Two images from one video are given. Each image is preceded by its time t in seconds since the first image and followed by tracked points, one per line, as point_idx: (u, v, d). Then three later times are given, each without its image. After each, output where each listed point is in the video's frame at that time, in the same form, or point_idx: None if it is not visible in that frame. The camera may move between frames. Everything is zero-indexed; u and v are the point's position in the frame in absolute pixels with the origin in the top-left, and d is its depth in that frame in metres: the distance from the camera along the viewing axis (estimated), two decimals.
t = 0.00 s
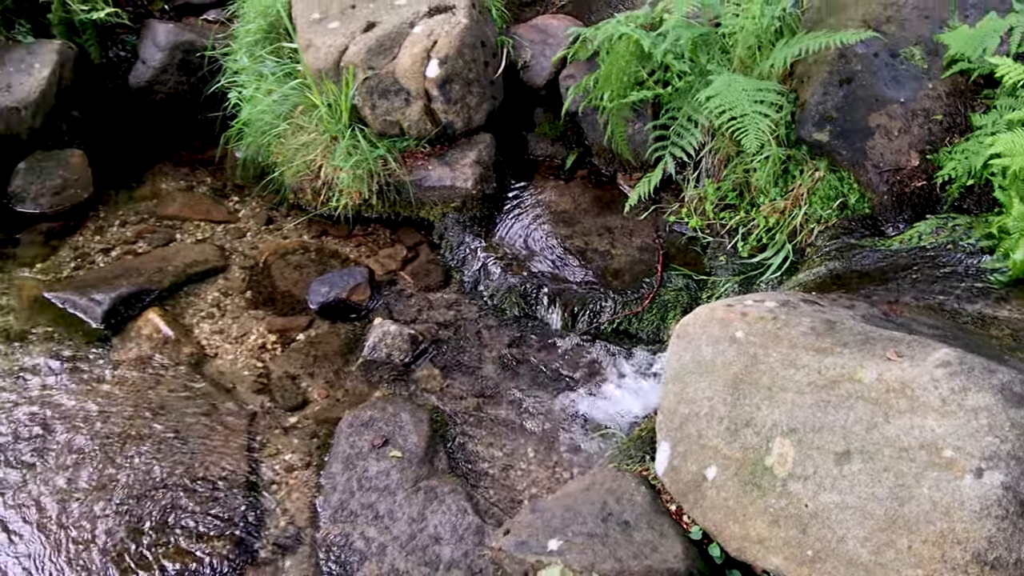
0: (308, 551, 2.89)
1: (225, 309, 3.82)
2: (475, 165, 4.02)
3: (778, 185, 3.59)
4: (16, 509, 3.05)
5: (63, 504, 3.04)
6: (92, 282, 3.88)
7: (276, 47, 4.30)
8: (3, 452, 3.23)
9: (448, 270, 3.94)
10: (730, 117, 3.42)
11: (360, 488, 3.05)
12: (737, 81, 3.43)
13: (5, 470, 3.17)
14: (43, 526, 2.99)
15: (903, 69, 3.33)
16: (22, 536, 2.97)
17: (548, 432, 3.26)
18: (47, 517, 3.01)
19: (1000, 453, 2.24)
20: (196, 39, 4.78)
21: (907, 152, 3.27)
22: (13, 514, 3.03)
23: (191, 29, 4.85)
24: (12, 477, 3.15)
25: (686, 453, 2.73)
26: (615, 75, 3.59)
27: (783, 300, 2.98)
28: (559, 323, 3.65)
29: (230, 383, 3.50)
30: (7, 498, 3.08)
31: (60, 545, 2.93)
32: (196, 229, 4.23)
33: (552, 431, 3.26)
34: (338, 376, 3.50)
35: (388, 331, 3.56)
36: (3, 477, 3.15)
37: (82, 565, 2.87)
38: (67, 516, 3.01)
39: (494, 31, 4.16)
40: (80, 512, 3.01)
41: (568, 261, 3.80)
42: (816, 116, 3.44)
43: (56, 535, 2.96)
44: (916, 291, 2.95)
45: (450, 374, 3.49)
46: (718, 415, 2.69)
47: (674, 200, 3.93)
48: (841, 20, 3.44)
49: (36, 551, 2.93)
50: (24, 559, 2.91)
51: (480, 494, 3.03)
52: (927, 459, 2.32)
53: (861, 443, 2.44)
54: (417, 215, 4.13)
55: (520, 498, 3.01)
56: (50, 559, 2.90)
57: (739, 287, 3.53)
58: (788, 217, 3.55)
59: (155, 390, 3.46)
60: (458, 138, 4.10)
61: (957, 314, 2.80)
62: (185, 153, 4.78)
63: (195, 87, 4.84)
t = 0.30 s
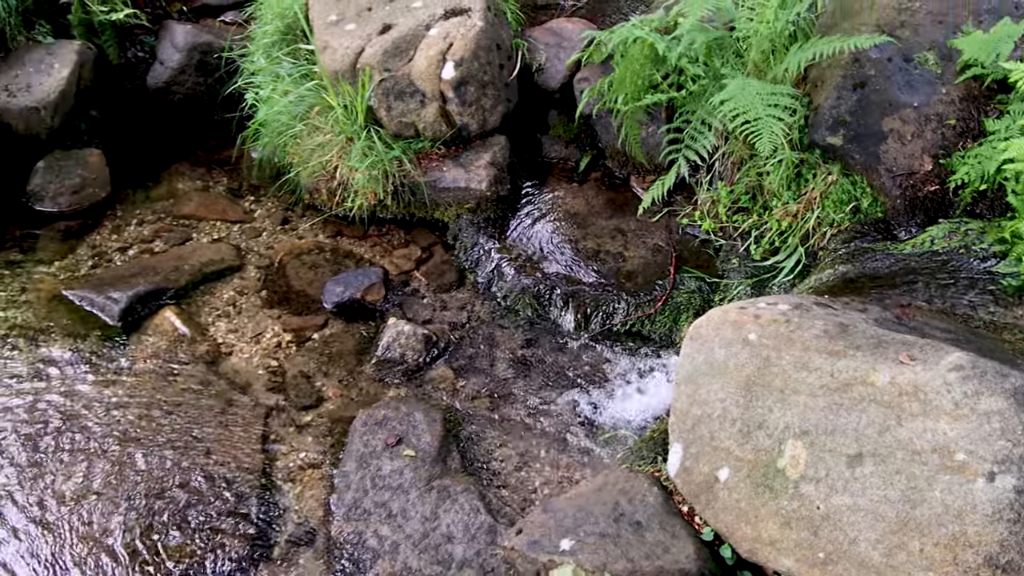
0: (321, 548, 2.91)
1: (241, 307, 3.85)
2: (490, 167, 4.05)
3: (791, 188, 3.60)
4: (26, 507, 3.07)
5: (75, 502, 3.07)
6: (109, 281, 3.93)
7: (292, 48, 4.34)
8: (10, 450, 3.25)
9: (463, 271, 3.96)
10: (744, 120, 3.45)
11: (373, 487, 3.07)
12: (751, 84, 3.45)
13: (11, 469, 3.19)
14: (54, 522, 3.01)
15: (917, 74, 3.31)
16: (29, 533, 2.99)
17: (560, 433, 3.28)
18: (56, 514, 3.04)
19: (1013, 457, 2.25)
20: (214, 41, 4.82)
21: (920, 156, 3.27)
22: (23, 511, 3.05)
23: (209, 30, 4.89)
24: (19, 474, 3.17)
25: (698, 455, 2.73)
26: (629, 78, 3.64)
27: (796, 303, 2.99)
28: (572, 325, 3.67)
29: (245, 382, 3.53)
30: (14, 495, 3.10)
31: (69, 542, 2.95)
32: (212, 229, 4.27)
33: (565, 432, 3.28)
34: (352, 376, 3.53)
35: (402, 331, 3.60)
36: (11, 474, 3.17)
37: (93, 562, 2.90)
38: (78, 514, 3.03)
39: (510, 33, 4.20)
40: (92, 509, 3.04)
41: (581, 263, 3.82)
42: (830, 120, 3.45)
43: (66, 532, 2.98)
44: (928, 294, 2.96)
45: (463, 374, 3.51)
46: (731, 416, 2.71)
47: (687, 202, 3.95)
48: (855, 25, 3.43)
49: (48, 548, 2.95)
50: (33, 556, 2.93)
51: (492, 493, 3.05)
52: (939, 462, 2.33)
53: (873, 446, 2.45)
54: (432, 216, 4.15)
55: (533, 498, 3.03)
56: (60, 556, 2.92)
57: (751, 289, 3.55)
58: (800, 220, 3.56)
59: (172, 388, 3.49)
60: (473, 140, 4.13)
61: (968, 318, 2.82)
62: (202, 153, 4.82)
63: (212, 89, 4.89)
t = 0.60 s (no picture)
0: (334, 546, 2.93)
1: (255, 305, 3.88)
2: (503, 168, 4.06)
3: (804, 191, 3.61)
4: (26, 504, 3.10)
5: (79, 498, 3.11)
6: (125, 278, 3.96)
7: (308, 49, 4.36)
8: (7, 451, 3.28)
9: (475, 271, 3.98)
10: (757, 123, 3.46)
11: (385, 485, 3.09)
12: (765, 87, 3.46)
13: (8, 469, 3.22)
14: (63, 518, 3.05)
15: (930, 77, 3.32)
16: (30, 531, 3.02)
17: (572, 432, 3.29)
18: (57, 511, 3.07)
19: None
20: (230, 41, 4.85)
21: (933, 159, 3.28)
22: (25, 509, 3.09)
23: (225, 30, 4.92)
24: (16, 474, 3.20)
25: (710, 455, 2.76)
26: (643, 80, 3.67)
27: (808, 305, 3.01)
28: (584, 325, 3.68)
29: (258, 379, 3.55)
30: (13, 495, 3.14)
31: (73, 538, 2.99)
32: (227, 227, 4.30)
33: (577, 431, 3.29)
34: (364, 373, 3.55)
35: (415, 330, 3.61)
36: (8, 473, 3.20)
37: (98, 557, 2.93)
38: (81, 509, 3.07)
39: (524, 35, 4.22)
40: (100, 505, 3.07)
41: (593, 264, 3.84)
42: (843, 123, 3.46)
43: (70, 528, 3.02)
44: (940, 298, 2.95)
45: (476, 373, 3.53)
46: (742, 417, 2.72)
47: (699, 204, 3.96)
48: (868, 28, 3.43)
49: (57, 543, 2.98)
50: (35, 552, 2.96)
51: (504, 492, 3.07)
52: (951, 465, 2.34)
53: (885, 448, 2.46)
54: (446, 216, 4.18)
55: (544, 497, 3.05)
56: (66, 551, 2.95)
57: (763, 291, 3.55)
58: (813, 222, 3.58)
59: (187, 384, 3.52)
60: (486, 141, 4.15)
61: (980, 322, 2.81)
62: (217, 152, 4.85)
63: (228, 89, 4.92)
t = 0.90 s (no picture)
0: (344, 544, 2.95)
1: (267, 305, 3.91)
2: (515, 170, 4.08)
3: (814, 195, 3.62)
4: (27, 505, 3.13)
5: (83, 496, 3.13)
6: (139, 277, 4.00)
7: (322, 50, 4.39)
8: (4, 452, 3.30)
9: (487, 272, 4.01)
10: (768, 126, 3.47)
11: (395, 484, 3.11)
12: (776, 91, 3.47)
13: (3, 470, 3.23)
14: (77, 515, 3.08)
15: (941, 83, 3.33)
16: (30, 531, 3.05)
17: (582, 434, 3.31)
18: (58, 511, 3.10)
19: None
20: (244, 42, 4.88)
21: (943, 164, 3.29)
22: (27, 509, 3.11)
23: (240, 31, 4.95)
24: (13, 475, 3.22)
25: (719, 457, 2.75)
26: (654, 84, 3.67)
27: (818, 308, 3.00)
28: (594, 328, 3.70)
29: (270, 378, 3.58)
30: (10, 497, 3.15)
31: (75, 538, 3.01)
32: (240, 227, 4.33)
33: (587, 432, 3.31)
34: (375, 373, 3.58)
35: (426, 330, 3.64)
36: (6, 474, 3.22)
37: (101, 556, 2.95)
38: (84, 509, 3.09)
39: (536, 38, 4.24)
40: (104, 505, 3.09)
41: (604, 266, 3.84)
42: (854, 128, 3.46)
43: (72, 528, 3.04)
44: (950, 304, 2.96)
45: (486, 374, 3.55)
46: (752, 420, 2.72)
47: (709, 207, 3.97)
48: (879, 34, 3.44)
49: (69, 539, 3.01)
50: (49, 548, 2.99)
51: (514, 493, 3.09)
52: (960, 469, 2.36)
53: (894, 452, 2.47)
54: (457, 218, 4.20)
55: (553, 497, 3.07)
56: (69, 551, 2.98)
57: (773, 295, 3.58)
58: (823, 227, 3.58)
59: (200, 383, 3.55)
60: (498, 143, 4.16)
61: (990, 327, 2.83)
62: (231, 152, 4.88)
63: (242, 90, 4.96)
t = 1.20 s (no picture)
0: (355, 543, 2.97)
1: (279, 305, 3.94)
2: (526, 172, 4.10)
3: (823, 199, 3.62)
4: (29, 505, 3.15)
5: (86, 497, 3.15)
6: (153, 276, 4.03)
7: (335, 52, 4.43)
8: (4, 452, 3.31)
9: (497, 273, 4.04)
10: (778, 131, 3.49)
11: (406, 483, 3.13)
12: (786, 95, 3.49)
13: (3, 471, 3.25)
14: (90, 512, 3.11)
15: (951, 88, 3.35)
16: (36, 530, 3.07)
17: (591, 436, 3.32)
18: (60, 511, 3.12)
19: None
20: (259, 44, 4.93)
21: (952, 169, 3.31)
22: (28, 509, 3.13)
23: (254, 34, 4.99)
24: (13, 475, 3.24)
25: (728, 459, 2.77)
26: (665, 87, 3.70)
27: (827, 312, 2.98)
28: (604, 329, 3.72)
29: (283, 377, 3.62)
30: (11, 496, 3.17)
31: (79, 538, 3.03)
32: (253, 227, 4.37)
33: (596, 433, 3.33)
34: (386, 373, 3.60)
35: (438, 331, 3.66)
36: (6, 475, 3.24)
37: (105, 556, 2.97)
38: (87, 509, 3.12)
39: (548, 42, 4.28)
40: (108, 504, 3.12)
41: (614, 268, 3.86)
42: (863, 133, 3.50)
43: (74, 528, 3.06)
44: (959, 307, 2.98)
45: (496, 374, 3.58)
46: (761, 422, 2.74)
47: (720, 211, 3.99)
48: (889, 39, 3.48)
49: (82, 535, 3.04)
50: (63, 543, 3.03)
51: (523, 493, 3.11)
52: (969, 472, 2.38)
53: (903, 455, 2.49)
54: (468, 219, 4.23)
55: (562, 497, 3.09)
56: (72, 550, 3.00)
57: (781, 298, 3.59)
58: (832, 230, 3.59)
59: (213, 381, 3.59)
60: (509, 145, 4.19)
61: (998, 331, 2.84)
62: (245, 153, 4.93)
63: (256, 91, 5.01)
